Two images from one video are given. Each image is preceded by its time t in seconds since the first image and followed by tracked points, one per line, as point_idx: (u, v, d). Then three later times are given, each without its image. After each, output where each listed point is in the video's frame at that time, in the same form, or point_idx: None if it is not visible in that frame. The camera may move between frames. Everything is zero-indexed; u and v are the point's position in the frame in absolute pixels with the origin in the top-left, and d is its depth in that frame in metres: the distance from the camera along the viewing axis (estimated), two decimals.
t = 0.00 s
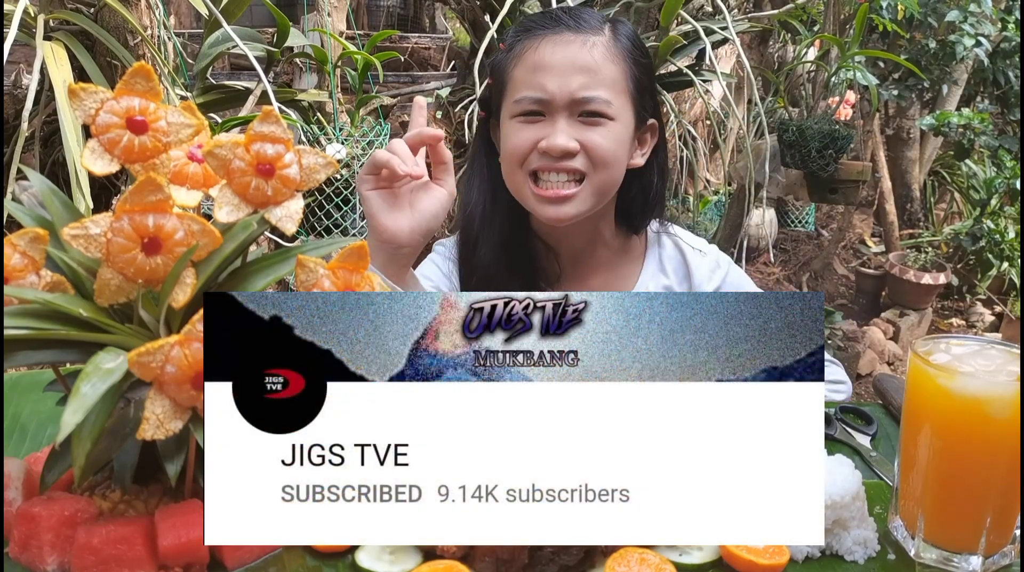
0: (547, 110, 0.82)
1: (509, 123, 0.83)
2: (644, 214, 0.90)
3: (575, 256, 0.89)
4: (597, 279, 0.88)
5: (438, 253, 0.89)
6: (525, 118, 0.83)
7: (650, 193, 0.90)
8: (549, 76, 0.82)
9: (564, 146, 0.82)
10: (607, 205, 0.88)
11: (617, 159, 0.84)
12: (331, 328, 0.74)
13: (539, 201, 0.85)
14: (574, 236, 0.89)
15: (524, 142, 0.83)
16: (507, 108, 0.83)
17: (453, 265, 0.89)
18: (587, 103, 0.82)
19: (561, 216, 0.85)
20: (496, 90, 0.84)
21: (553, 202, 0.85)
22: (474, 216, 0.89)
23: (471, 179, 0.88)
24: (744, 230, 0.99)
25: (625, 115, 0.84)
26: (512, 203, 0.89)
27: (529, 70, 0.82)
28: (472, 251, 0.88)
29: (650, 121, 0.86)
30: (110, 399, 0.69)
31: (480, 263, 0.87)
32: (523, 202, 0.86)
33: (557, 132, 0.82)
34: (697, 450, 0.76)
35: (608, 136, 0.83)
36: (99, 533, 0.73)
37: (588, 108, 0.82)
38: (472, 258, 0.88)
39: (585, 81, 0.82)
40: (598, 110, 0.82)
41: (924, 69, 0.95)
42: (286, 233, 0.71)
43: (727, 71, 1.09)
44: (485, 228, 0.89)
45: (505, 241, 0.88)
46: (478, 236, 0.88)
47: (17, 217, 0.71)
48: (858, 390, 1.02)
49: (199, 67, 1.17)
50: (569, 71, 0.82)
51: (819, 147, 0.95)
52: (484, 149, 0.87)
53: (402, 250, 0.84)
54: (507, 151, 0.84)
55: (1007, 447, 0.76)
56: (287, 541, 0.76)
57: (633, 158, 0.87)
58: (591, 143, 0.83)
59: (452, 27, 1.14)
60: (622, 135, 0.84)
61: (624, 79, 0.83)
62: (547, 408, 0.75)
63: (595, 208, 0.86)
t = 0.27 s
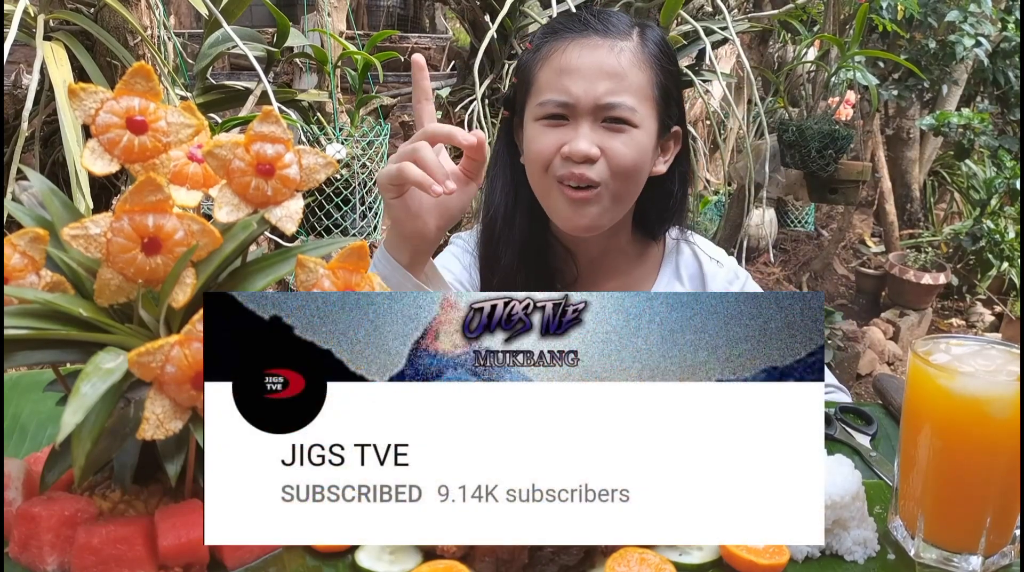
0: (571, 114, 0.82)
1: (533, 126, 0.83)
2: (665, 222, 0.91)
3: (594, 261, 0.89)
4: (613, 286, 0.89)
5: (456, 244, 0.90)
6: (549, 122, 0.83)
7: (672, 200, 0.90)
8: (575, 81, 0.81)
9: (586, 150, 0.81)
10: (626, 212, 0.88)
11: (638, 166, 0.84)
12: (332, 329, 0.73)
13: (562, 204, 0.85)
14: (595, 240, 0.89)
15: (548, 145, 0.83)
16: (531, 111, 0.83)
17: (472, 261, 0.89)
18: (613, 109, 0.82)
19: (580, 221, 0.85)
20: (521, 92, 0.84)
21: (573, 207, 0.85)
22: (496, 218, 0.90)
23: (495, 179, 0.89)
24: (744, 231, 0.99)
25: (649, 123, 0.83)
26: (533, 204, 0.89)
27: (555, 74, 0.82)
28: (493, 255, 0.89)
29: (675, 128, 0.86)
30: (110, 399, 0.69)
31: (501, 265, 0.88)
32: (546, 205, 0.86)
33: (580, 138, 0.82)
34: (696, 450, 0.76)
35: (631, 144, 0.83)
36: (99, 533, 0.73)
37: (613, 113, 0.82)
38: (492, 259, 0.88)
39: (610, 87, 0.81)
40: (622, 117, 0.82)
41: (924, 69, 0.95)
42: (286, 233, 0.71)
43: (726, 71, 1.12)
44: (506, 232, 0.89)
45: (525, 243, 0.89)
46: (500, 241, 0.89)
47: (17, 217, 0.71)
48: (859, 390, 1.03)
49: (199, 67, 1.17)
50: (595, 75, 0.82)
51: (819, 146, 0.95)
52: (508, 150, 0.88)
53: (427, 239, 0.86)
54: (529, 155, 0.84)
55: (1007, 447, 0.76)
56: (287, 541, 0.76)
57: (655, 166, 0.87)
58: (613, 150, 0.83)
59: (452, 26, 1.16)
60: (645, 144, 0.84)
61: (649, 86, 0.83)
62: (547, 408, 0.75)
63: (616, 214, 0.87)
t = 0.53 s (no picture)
0: (587, 89, 0.82)
1: (548, 100, 0.83)
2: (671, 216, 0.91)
3: (600, 252, 0.90)
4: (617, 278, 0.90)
5: (462, 239, 0.90)
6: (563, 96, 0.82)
7: (679, 192, 0.90)
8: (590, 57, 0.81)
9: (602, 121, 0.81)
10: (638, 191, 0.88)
11: (652, 140, 0.84)
12: (331, 328, 0.73)
13: (576, 178, 0.84)
14: (601, 231, 0.89)
15: (563, 118, 0.82)
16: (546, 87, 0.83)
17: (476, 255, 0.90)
18: (627, 85, 0.82)
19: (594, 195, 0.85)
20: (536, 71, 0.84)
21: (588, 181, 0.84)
22: (503, 214, 0.90)
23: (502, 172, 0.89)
24: (745, 230, 0.99)
25: (662, 100, 0.83)
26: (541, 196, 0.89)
27: (570, 51, 0.82)
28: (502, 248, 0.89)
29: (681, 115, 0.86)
30: (110, 399, 0.69)
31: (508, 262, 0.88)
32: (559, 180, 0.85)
33: (595, 109, 0.82)
34: (696, 450, 0.76)
35: (645, 118, 0.83)
36: (99, 533, 0.73)
37: (627, 90, 0.82)
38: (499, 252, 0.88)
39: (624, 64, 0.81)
40: (637, 92, 0.82)
41: (924, 69, 0.95)
42: (286, 233, 0.71)
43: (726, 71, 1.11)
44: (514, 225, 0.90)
45: (531, 236, 0.89)
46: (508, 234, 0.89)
47: (17, 217, 0.71)
48: (859, 390, 1.02)
49: (199, 67, 1.17)
50: (610, 53, 0.82)
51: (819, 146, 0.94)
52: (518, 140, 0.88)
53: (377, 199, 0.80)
54: (544, 129, 0.84)
55: (1007, 446, 0.76)
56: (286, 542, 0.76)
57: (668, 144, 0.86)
58: (628, 123, 0.82)
59: (452, 25, 1.17)
60: (659, 119, 0.83)
61: (663, 68, 0.83)
62: (547, 408, 0.75)
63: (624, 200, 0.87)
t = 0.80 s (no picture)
0: (579, 89, 0.82)
1: (540, 102, 0.83)
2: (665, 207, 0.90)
3: (598, 245, 0.90)
4: (612, 270, 0.90)
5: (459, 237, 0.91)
6: (556, 98, 0.82)
7: (673, 186, 0.90)
8: (581, 57, 0.81)
9: (595, 122, 0.81)
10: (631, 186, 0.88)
11: (645, 137, 0.84)
12: (332, 325, 0.73)
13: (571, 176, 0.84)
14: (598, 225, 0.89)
15: (556, 119, 0.82)
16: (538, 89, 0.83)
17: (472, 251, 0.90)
18: (618, 83, 0.82)
19: (590, 193, 0.85)
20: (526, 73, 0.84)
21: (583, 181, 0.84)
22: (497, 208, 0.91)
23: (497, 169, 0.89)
24: (745, 230, 0.99)
25: (653, 97, 0.83)
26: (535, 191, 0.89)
27: (561, 53, 0.82)
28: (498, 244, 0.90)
29: (670, 110, 0.86)
30: (110, 399, 0.69)
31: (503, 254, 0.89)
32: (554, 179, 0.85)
33: (588, 110, 0.82)
34: (696, 450, 0.76)
35: (637, 116, 0.83)
36: (99, 533, 0.73)
37: (618, 88, 0.82)
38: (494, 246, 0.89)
39: (615, 64, 0.81)
40: (628, 90, 0.82)
41: (924, 69, 0.96)
42: (286, 233, 0.71)
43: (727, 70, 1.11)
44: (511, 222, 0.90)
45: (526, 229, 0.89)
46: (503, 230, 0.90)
47: (17, 217, 0.71)
48: (859, 390, 1.03)
49: (199, 66, 1.17)
50: (600, 53, 0.81)
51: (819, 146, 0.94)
52: (510, 138, 0.88)
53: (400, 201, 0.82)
54: (537, 130, 0.84)
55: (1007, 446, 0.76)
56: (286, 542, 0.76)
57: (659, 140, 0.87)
58: (621, 122, 0.82)
59: (452, 26, 1.17)
60: (650, 115, 0.84)
61: (652, 65, 0.83)
62: (547, 408, 0.75)
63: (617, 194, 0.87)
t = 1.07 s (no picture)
0: (568, 97, 0.82)
1: (531, 112, 0.83)
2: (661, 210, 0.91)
3: (592, 246, 0.90)
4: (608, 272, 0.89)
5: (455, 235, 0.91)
6: (545, 107, 0.83)
7: (668, 186, 0.91)
8: (569, 65, 0.82)
9: (586, 129, 0.81)
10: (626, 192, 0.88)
11: (636, 141, 0.84)
12: (332, 327, 0.74)
13: (563, 185, 0.84)
14: (593, 226, 0.89)
15: (546, 128, 0.83)
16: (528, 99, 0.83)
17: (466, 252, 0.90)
18: (606, 89, 0.82)
19: (584, 201, 0.85)
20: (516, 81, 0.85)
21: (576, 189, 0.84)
22: (494, 211, 0.91)
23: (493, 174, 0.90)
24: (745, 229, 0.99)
25: (642, 101, 0.84)
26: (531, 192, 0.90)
27: (548, 61, 0.82)
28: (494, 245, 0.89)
29: (664, 112, 0.87)
30: (110, 399, 0.69)
31: (497, 256, 0.88)
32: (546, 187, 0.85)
33: (578, 118, 0.82)
34: (696, 450, 0.76)
35: (627, 122, 0.83)
36: (99, 533, 0.73)
37: (607, 94, 0.82)
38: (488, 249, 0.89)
39: (603, 69, 0.82)
40: (617, 96, 0.82)
41: (924, 69, 0.96)
42: (286, 233, 0.72)
43: (726, 71, 1.15)
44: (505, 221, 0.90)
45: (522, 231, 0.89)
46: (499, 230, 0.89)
47: (17, 217, 0.71)
48: (859, 390, 1.03)
49: (199, 66, 1.17)
50: (587, 58, 0.82)
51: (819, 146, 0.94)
52: (507, 144, 0.89)
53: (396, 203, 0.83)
54: (529, 139, 0.84)
55: (1007, 446, 0.76)
56: (285, 542, 0.76)
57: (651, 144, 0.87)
58: (611, 128, 0.82)
59: (453, 26, 1.18)
60: (640, 120, 0.84)
61: (640, 69, 0.83)
62: (547, 408, 0.75)
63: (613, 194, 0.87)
